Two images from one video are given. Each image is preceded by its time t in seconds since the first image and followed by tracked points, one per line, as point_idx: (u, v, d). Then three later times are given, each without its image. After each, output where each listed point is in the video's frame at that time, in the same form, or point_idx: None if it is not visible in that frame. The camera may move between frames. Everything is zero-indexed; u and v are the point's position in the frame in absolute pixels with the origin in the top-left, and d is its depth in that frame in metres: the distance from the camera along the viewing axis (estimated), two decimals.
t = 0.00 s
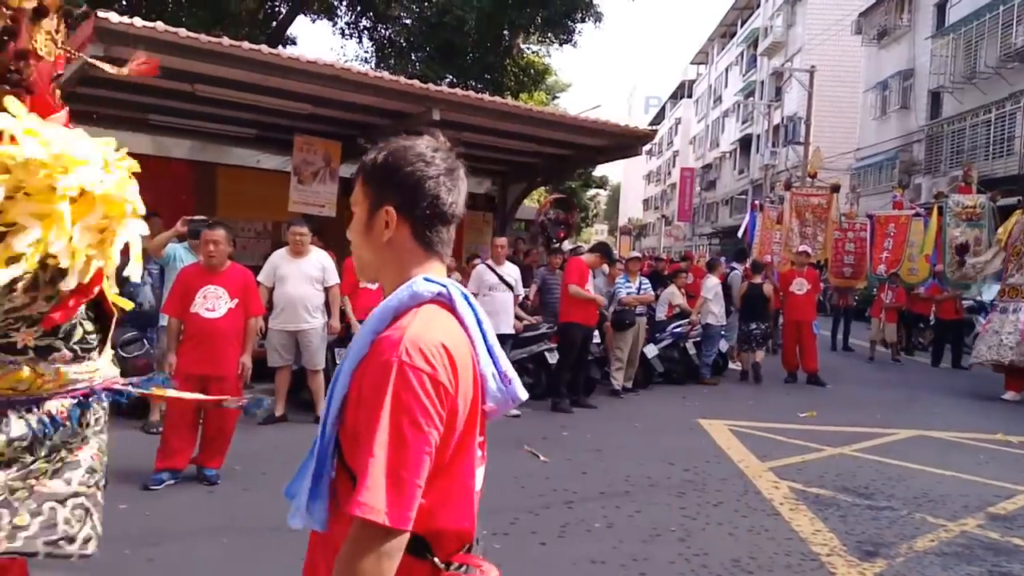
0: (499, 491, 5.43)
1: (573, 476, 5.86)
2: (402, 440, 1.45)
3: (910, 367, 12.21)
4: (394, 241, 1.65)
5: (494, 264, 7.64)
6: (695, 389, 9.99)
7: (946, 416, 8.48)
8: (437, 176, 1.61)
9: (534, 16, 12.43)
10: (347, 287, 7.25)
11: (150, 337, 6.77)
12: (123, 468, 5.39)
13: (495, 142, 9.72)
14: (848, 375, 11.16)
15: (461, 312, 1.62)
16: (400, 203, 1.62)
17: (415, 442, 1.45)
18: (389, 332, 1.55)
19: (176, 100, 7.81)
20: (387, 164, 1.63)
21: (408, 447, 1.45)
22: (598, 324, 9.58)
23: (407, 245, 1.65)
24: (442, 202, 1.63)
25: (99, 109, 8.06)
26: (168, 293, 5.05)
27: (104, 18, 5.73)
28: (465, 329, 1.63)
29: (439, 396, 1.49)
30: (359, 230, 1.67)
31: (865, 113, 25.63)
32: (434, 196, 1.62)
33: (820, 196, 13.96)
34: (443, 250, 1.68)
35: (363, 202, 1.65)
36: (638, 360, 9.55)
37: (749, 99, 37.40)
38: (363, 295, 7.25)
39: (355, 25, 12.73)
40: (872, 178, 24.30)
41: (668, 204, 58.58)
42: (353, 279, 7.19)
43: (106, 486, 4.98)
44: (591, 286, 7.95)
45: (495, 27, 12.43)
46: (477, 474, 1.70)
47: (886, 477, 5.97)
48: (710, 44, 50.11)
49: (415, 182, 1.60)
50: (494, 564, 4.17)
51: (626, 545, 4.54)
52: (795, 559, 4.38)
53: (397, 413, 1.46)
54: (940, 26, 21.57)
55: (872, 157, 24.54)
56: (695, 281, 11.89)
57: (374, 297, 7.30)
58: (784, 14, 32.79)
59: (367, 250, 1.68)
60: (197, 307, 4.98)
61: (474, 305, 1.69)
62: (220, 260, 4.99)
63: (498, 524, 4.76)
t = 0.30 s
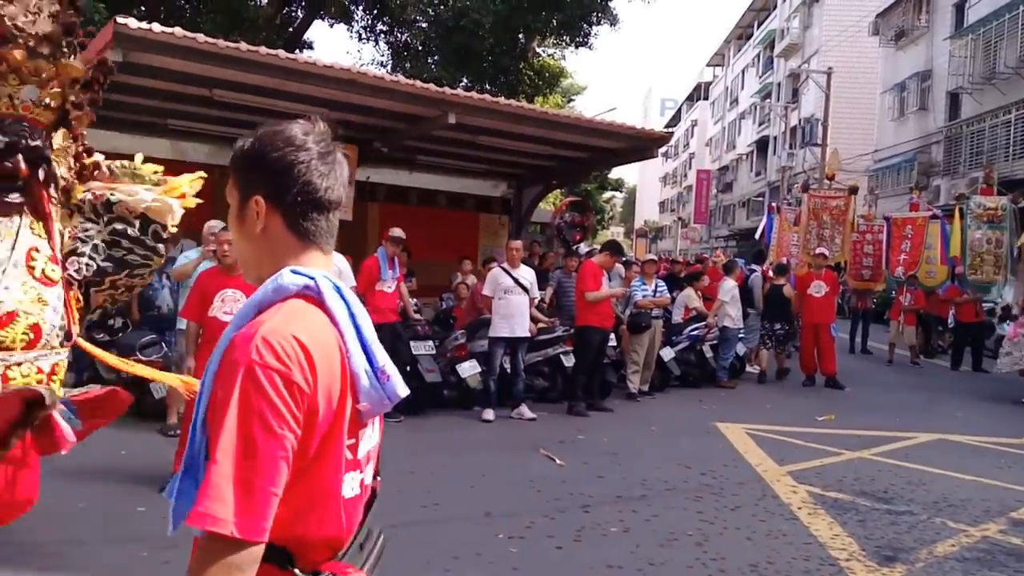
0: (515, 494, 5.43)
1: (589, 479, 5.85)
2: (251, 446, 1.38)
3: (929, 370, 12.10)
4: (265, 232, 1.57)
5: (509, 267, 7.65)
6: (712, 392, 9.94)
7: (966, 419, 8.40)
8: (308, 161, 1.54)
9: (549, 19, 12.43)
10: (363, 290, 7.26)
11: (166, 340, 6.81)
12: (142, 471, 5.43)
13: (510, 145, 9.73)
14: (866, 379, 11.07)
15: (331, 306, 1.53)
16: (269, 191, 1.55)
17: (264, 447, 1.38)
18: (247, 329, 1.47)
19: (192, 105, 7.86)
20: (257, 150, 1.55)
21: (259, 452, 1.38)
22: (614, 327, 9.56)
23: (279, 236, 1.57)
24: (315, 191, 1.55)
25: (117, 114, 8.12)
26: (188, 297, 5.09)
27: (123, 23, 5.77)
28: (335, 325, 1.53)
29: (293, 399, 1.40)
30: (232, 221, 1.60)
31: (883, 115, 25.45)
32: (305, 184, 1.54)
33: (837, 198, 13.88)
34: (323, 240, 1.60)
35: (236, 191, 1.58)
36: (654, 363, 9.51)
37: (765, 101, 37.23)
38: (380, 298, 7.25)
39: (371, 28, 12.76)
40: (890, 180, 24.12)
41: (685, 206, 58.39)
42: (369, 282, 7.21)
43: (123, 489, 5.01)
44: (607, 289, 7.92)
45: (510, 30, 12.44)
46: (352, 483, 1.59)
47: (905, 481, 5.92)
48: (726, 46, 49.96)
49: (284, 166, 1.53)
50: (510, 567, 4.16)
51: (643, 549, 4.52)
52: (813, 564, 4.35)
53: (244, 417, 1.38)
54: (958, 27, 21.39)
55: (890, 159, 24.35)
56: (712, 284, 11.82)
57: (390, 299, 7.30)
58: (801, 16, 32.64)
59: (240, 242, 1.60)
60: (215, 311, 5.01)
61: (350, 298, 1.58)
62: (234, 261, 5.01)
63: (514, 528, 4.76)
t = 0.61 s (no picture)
0: (530, 497, 5.43)
1: (605, 483, 5.85)
2: (15, 505, 1.22)
3: (948, 374, 12.00)
4: (76, 240, 1.44)
5: (526, 270, 7.67)
6: (728, 396, 9.91)
7: (985, 423, 8.33)
8: (128, 160, 1.42)
9: (566, 22, 12.45)
10: (379, 293, 7.30)
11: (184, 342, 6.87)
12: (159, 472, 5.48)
13: (527, 147, 9.74)
14: (884, 382, 10.99)
15: (127, 337, 1.35)
16: (80, 195, 1.42)
17: (29, 507, 1.22)
18: (24, 364, 1.29)
19: (211, 108, 7.92)
20: (66, 148, 1.42)
21: (22, 516, 1.22)
22: (631, 330, 9.56)
23: (91, 245, 1.44)
24: (133, 195, 1.43)
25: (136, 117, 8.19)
26: (205, 299, 5.14)
27: (143, 27, 5.84)
28: (131, 357, 1.35)
29: (67, 449, 1.24)
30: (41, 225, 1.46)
31: (902, 117, 25.29)
32: (121, 188, 1.42)
33: (855, 201, 13.81)
34: (142, 251, 1.48)
35: (45, 195, 1.45)
36: (671, 366, 9.49)
37: (783, 103, 37.07)
38: (396, 301, 7.29)
39: (388, 31, 12.76)
40: (909, 183, 23.96)
41: (702, 209, 58.20)
42: (385, 285, 7.25)
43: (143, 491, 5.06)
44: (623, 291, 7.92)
45: (527, 33, 12.46)
46: (158, 532, 1.45)
47: (923, 485, 5.88)
48: (743, 49, 49.80)
49: (97, 167, 1.41)
50: (526, 570, 4.17)
51: (658, 552, 4.52)
52: (830, 569, 4.33)
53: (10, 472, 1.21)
54: (978, 29, 21.23)
55: (909, 162, 24.19)
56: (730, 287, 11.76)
57: (406, 302, 7.33)
58: (819, 18, 32.49)
59: (48, 248, 1.47)
60: (232, 312, 5.05)
61: (159, 325, 1.42)
62: (251, 263, 5.06)
63: (530, 531, 4.76)
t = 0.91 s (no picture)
0: (540, 498, 5.43)
1: (616, 484, 5.84)
2: None
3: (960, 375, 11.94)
4: None
5: (536, 271, 7.67)
6: (739, 397, 9.88)
7: (997, 425, 8.29)
8: None
9: (577, 23, 12.44)
10: (390, 295, 7.32)
11: (195, 343, 6.90)
12: (171, 473, 5.50)
13: (538, 148, 9.74)
14: (896, 384, 10.95)
15: None
16: None
17: None
18: None
19: (221, 109, 7.96)
20: None
21: None
22: (641, 331, 9.54)
23: None
24: None
25: (147, 119, 8.25)
26: (216, 301, 5.17)
27: (154, 28, 5.88)
28: None
29: None
30: None
31: (914, 118, 25.16)
32: None
33: (867, 202, 13.73)
34: None
35: None
36: (681, 368, 9.47)
37: (795, 104, 36.94)
38: (406, 302, 7.31)
39: (399, 32, 12.77)
40: (921, 184, 23.83)
41: (713, 211, 58.07)
42: (396, 286, 7.27)
43: (155, 492, 5.09)
44: (632, 292, 7.91)
45: (538, 34, 12.45)
46: None
47: (935, 487, 5.85)
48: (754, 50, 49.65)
49: None
50: (536, 571, 4.18)
51: (668, 554, 4.51)
52: (841, 570, 4.31)
53: None
54: (991, 29, 21.10)
55: (921, 162, 24.07)
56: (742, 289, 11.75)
57: (416, 303, 7.36)
58: (831, 18, 32.35)
59: None
60: (243, 314, 5.08)
61: None
62: (261, 264, 5.09)
63: (540, 532, 4.77)
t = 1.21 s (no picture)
0: (547, 498, 5.44)
1: (623, 485, 5.83)
2: None
3: (969, 376, 11.89)
4: None
5: (544, 271, 7.67)
6: (746, 398, 9.86)
7: (1006, 425, 8.24)
8: None
9: (585, 23, 12.42)
10: (397, 295, 7.34)
11: (204, 343, 6.94)
12: (179, 472, 5.52)
13: (544, 148, 9.73)
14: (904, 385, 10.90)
15: None
16: None
17: None
18: None
19: (229, 110, 7.98)
20: None
21: None
22: (648, 331, 9.53)
23: None
24: None
25: (156, 119, 8.28)
26: (224, 300, 5.18)
27: (162, 30, 5.90)
28: None
29: None
30: None
31: (922, 118, 25.05)
32: None
33: (875, 202, 13.70)
34: None
35: None
36: (689, 368, 9.46)
37: (804, 104, 36.83)
38: (414, 302, 7.32)
39: (407, 32, 12.78)
40: (930, 184, 23.73)
41: (721, 210, 57.94)
42: (403, 287, 7.29)
43: (163, 491, 5.10)
44: (639, 293, 7.90)
45: (545, 35, 12.45)
46: None
47: (943, 488, 5.83)
48: (763, 49, 49.51)
49: None
50: (542, 572, 4.18)
51: (675, 554, 4.51)
52: (849, 571, 4.31)
53: None
54: (1000, 28, 21.00)
55: (929, 162, 23.98)
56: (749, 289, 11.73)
57: (423, 303, 7.37)
58: (840, 18, 32.25)
59: None
60: (250, 313, 5.08)
61: None
62: (268, 264, 5.09)
63: (547, 532, 4.77)
